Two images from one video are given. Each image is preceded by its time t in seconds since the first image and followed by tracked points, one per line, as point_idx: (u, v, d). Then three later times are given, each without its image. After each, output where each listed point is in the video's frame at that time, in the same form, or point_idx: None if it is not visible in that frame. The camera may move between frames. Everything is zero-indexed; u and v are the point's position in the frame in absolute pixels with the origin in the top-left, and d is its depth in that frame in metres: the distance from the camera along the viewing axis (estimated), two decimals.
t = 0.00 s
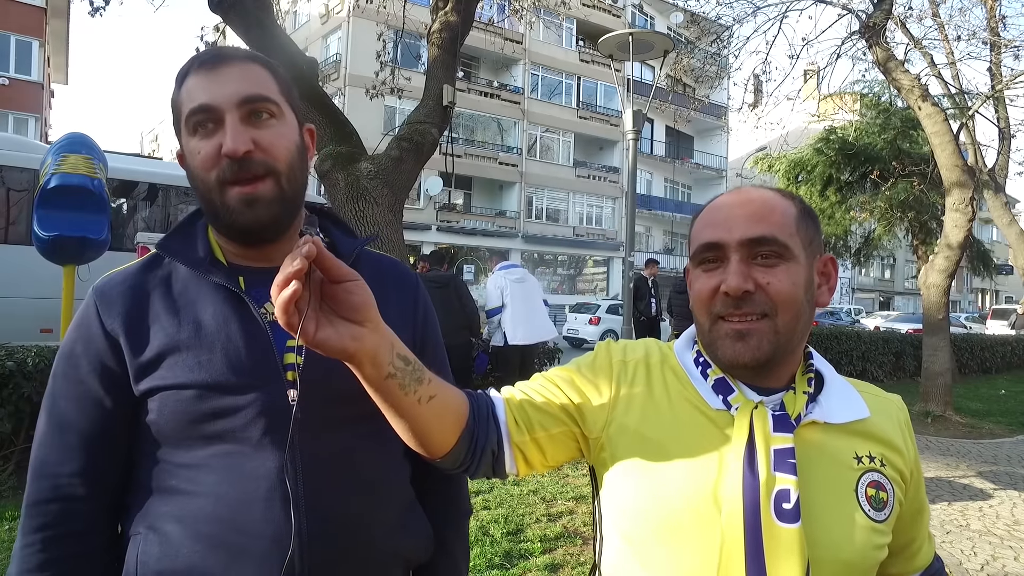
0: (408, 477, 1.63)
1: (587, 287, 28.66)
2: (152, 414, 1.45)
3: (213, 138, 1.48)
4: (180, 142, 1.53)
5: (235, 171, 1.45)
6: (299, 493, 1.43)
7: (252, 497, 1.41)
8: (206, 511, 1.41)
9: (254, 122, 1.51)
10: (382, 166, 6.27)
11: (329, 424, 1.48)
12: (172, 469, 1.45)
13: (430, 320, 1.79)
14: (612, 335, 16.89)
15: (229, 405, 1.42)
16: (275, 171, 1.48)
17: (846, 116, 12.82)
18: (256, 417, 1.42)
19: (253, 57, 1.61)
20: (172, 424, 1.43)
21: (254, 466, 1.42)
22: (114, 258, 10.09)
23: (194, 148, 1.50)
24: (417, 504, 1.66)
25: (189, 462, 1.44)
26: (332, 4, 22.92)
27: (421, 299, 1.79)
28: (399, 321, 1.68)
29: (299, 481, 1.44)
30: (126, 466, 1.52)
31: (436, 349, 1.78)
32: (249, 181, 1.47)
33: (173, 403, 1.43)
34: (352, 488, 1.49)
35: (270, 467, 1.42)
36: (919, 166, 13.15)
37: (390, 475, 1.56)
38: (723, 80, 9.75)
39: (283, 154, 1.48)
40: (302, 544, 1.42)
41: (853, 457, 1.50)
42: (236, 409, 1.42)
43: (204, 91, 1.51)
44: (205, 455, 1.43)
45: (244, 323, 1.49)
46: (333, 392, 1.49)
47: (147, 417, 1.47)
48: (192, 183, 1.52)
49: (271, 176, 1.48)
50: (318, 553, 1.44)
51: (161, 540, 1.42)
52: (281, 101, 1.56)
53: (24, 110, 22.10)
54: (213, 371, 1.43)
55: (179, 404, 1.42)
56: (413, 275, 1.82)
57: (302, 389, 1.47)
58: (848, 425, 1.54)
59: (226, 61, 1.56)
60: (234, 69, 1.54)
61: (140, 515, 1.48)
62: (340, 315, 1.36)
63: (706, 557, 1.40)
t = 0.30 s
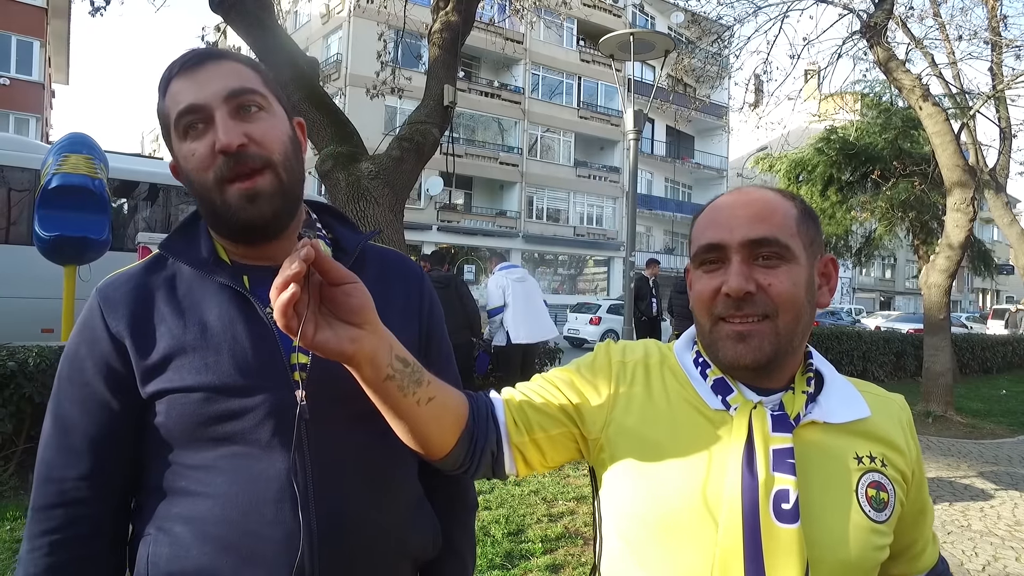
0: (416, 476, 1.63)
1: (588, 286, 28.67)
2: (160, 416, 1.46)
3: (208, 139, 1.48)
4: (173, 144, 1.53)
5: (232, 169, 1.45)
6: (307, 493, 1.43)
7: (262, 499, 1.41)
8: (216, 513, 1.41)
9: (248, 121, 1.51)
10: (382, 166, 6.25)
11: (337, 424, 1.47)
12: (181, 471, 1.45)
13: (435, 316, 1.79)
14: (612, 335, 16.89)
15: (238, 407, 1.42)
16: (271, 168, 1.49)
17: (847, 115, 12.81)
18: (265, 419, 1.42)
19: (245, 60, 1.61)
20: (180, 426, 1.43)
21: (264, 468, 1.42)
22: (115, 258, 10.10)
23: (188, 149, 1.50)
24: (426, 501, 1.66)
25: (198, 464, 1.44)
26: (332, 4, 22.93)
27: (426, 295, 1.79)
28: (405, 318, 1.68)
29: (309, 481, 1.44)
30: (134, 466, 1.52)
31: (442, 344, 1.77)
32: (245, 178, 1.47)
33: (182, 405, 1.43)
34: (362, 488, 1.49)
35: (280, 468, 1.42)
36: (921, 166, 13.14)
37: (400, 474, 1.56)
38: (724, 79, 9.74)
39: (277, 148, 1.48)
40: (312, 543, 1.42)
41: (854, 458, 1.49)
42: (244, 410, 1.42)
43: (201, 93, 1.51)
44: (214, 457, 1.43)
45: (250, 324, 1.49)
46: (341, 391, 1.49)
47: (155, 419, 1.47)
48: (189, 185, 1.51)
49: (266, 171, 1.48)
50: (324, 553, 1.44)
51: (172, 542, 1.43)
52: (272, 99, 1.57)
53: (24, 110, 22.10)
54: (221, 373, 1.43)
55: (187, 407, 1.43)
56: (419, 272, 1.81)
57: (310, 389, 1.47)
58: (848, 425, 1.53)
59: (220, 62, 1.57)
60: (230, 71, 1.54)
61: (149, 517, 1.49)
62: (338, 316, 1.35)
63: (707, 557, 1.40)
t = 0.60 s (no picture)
0: (415, 476, 1.63)
1: (588, 287, 28.67)
2: (155, 419, 1.46)
3: (198, 139, 1.48)
4: (165, 144, 1.53)
5: (223, 168, 1.45)
6: (305, 494, 1.43)
7: (260, 500, 1.41)
8: (214, 515, 1.41)
9: (238, 120, 1.50)
10: (382, 166, 6.24)
11: (334, 424, 1.47)
12: (178, 474, 1.45)
13: (433, 315, 1.78)
14: (613, 335, 16.89)
15: (234, 409, 1.42)
16: (263, 165, 1.49)
17: (847, 116, 12.80)
18: (262, 421, 1.42)
19: (237, 58, 1.61)
20: (176, 429, 1.43)
21: (261, 470, 1.41)
22: (115, 258, 10.10)
23: (180, 149, 1.50)
24: (425, 499, 1.66)
25: (195, 467, 1.44)
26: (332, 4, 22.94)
27: (423, 292, 1.78)
28: (401, 316, 1.67)
29: (308, 481, 1.44)
30: (130, 470, 1.52)
31: (439, 342, 1.77)
32: (237, 176, 1.47)
33: (177, 408, 1.43)
34: (359, 488, 1.49)
35: (277, 471, 1.41)
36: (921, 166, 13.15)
37: (399, 475, 1.55)
38: (724, 79, 9.73)
39: (269, 146, 1.48)
40: (311, 543, 1.42)
41: (851, 459, 1.49)
42: (241, 412, 1.42)
43: (192, 92, 1.51)
44: (211, 460, 1.43)
45: (245, 324, 1.49)
46: (337, 392, 1.49)
47: (151, 422, 1.47)
48: (181, 186, 1.51)
49: (257, 169, 1.48)
50: (321, 554, 1.43)
51: (170, 545, 1.43)
52: (267, 100, 1.57)
53: (24, 110, 22.10)
54: (216, 375, 1.43)
55: (182, 410, 1.43)
56: (416, 270, 1.81)
57: (306, 390, 1.46)
58: (844, 425, 1.53)
59: (211, 61, 1.56)
60: (220, 70, 1.54)
61: (147, 521, 1.49)
62: (331, 317, 1.35)
63: (702, 559, 1.40)
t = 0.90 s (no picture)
0: (422, 474, 1.62)
1: (588, 286, 28.66)
2: (160, 422, 1.46)
3: (187, 139, 1.47)
4: (151, 148, 1.52)
5: (214, 167, 1.45)
6: (312, 493, 1.43)
7: (268, 500, 1.41)
8: (221, 516, 1.41)
9: (218, 117, 1.50)
10: (383, 165, 6.23)
11: (341, 422, 1.47)
12: (184, 476, 1.45)
13: (436, 311, 1.78)
14: (613, 335, 16.89)
15: (239, 408, 1.42)
16: (257, 160, 1.48)
17: (848, 116, 12.80)
18: (268, 420, 1.41)
19: (220, 62, 1.61)
20: (181, 430, 1.43)
21: (268, 470, 1.41)
22: (115, 258, 10.10)
23: (165, 155, 1.50)
24: (434, 497, 1.65)
25: (201, 469, 1.44)
26: (333, 4, 22.93)
27: (427, 289, 1.78)
28: (405, 311, 1.67)
29: (317, 481, 1.44)
30: (135, 473, 1.53)
31: (443, 338, 1.77)
32: (230, 173, 1.46)
33: (181, 410, 1.43)
34: (367, 487, 1.48)
35: (284, 471, 1.41)
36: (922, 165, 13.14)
37: (406, 473, 1.55)
38: (724, 79, 9.72)
39: (258, 143, 1.48)
40: (322, 543, 1.42)
41: (859, 457, 1.49)
42: (245, 412, 1.41)
43: (181, 94, 1.51)
44: (217, 461, 1.43)
45: (248, 323, 1.48)
46: (344, 390, 1.49)
47: (155, 425, 1.47)
48: (172, 189, 1.50)
49: (252, 164, 1.47)
50: (329, 553, 1.43)
51: (179, 547, 1.43)
52: (242, 93, 1.57)
53: (25, 110, 22.10)
54: (219, 376, 1.43)
55: (186, 412, 1.43)
56: (419, 266, 1.81)
57: (313, 388, 1.46)
58: (852, 423, 1.53)
59: (197, 64, 1.57)
60: (204, 73, 1.54)
61: (155, 523, 1.49)
62: (338, 312, 1.35)
63: (710, 558, 1.39)
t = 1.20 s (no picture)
0: (432, 474, 1.62)
1: (589, 286, 28.65)
2: (168, 424, 1.45)
3: (193, 141, 1.47)
4: (159, 149, 1.52)
5: (217, 170, 1.44)
6: (322, 494, 1.43)
7: (277, 499, 1.40)
8: (230, 516, 1.41)
9: (227, 120, 1.50)
10: (385, 165, 6.23)
11: (350, 422, 1.47)
12: (193, 476, 1.45)
13: (444, 310, 1.78)
14: (614, 335, 16.88)
15: (246, 408, 1.41)
16: (265, 160, 1.48)
17: (849, 116, 12.79)
18: (275, 419, 1.41)
19: (227, 62, 1.61)
20: (189, 432, 1.43)
21: (276, 469, 1.41)
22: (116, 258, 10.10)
23: (173, 154, 1.50)
24: (444, 497, 1.65)
25: (210, 469, 1.43)
26: (334, 4, 22.94)
27: (434, 289, 1.78)
28: (411, 310, 1.67)
29: (326, 482, 1.43)
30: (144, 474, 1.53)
31: (450, 336, 1.76)
32: (235, 175, 1.46)
33: (188, 410, 1.43)
34: (377, 487, 1.48)
35: (293, 470, 1.41)
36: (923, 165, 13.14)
37: (416, 474, 1.55)
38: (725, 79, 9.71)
39: (263, 144, 1.48)
40: (332, 543, 1.42)
41: (870, 458, 1.49)
42: (252, 412, 1.41)
43: (188, 96, 1.51)
44: (226, 461, 1.43)
45: (255, 324, 1.48)
46: (352, 390, 1.49)
47: (163, 426, 1.47)
48: (178, 189, 1.50)
49: (260, 164, 1.47)
50: (340, 554, 1.43)
51: (189, 547, 1.42)
52: (251, 96, 1.57)
53: (26, 109, 22.12)
54: (226, 376, 1.42)
55: (194, 412, 1.42)
56: (426, 266, 1.80)
57: (320, 387, 1.46)
58: (862, 423, 1.52)
59: (203, 65, 1.56)
60: (212, 74, 1.54)
61: (164, 524, 1.49)
62: (346, 313, 1.35)
63: (722, 559, 1.39)
